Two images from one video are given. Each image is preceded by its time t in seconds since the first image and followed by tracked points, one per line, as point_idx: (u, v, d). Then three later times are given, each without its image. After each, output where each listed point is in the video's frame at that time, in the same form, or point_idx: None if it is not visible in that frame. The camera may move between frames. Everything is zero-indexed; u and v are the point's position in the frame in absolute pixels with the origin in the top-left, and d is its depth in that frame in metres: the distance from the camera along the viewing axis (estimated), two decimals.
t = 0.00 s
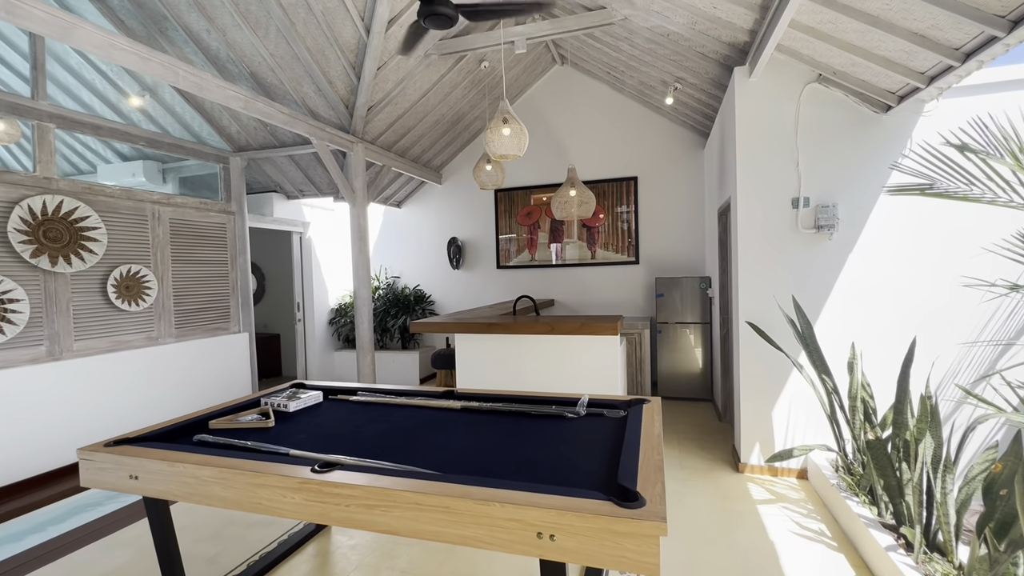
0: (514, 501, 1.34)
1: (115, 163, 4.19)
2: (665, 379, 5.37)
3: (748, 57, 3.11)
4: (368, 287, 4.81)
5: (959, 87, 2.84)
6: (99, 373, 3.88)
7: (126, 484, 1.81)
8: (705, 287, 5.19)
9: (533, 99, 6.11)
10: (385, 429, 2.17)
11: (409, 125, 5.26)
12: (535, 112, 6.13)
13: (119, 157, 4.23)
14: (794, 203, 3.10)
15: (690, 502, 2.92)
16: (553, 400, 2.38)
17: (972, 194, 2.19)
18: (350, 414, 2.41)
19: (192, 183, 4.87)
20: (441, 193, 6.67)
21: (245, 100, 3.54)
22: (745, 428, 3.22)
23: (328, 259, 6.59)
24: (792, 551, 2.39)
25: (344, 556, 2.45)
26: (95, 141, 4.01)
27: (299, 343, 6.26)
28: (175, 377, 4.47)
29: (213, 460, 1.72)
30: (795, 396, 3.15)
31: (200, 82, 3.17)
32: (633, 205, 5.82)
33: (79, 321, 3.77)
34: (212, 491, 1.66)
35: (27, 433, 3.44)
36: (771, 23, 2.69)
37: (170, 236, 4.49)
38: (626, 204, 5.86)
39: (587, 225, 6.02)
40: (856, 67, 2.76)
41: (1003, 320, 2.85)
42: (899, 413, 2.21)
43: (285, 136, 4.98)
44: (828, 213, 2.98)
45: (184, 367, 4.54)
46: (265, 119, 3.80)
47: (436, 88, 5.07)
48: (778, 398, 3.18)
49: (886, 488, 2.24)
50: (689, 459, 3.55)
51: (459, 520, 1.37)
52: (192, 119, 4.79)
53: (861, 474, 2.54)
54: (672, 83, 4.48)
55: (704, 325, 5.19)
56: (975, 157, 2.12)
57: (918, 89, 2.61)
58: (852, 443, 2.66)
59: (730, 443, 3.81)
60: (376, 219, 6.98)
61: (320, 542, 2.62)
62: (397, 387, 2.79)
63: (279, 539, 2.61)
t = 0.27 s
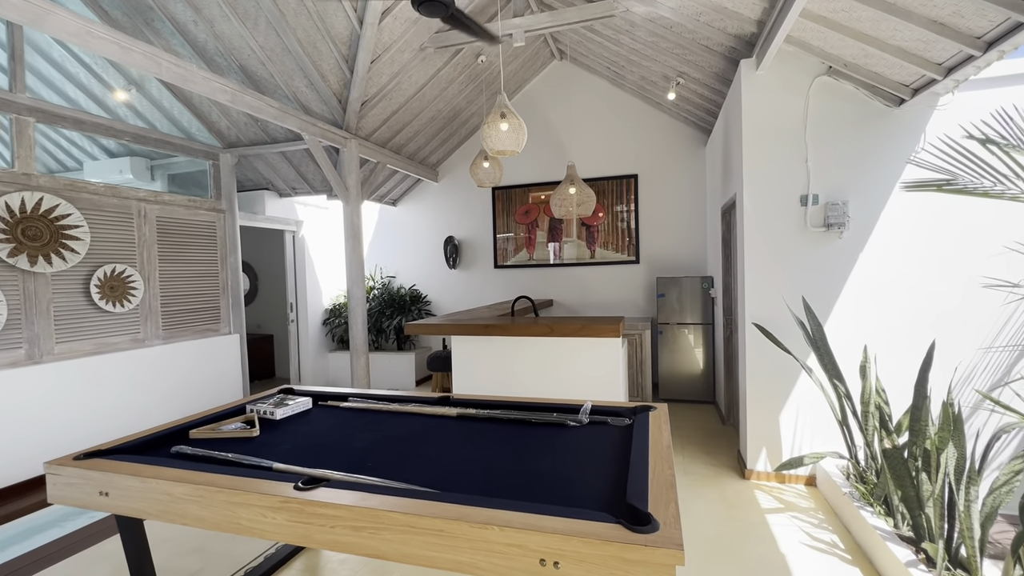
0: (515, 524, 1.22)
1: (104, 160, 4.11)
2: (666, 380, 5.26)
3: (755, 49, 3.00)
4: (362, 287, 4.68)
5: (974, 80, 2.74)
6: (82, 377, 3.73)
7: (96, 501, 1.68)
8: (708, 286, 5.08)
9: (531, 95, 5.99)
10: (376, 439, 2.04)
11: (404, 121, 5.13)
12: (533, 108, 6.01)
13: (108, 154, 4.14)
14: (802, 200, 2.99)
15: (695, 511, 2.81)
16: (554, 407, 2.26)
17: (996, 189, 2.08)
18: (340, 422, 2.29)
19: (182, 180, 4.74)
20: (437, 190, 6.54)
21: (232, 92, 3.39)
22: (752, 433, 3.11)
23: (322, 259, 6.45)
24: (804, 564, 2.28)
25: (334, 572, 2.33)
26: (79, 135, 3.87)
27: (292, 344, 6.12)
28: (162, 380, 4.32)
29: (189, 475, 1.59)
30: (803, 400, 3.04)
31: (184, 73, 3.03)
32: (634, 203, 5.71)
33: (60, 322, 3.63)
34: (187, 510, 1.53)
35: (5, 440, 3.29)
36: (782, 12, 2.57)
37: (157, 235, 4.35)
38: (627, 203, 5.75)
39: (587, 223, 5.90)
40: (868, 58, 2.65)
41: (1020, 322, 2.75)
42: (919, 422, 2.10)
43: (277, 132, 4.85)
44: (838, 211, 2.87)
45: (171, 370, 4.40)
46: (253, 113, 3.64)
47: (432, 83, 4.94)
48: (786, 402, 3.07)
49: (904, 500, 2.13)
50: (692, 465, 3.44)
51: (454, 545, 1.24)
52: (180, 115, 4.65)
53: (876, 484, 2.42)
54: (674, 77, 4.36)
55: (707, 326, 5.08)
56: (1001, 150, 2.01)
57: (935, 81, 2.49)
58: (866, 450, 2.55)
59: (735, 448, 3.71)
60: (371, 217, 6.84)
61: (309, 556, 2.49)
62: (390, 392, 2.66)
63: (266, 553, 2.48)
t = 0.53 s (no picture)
0: (511, 551, 1.09)
1: (88, 156, 3.97)
2: (667, 381, 5.14)
3: (762, 38, 2.88)
4: (355, 286, 4.54)
5: (991, 70, 2.63)
6: (62, 380, 3.59)
7: (56, 519, 1.55)
8: (710, 285, 4.96)
9: (529, 90, 5.87)
10: (364, 449, 1.91)
11: (399, 116, 5.00)
12: (531, 103, 5.88)
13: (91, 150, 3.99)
14: (811, 195, 2.87)
15: (700, 520, 2.69)
16: (554, 413, 2.13)
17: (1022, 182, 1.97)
18: (326, 429, 2.16)
19: (170, 176, 4.60)
20: (433, 188, 6.41)
21: (217, 84, 3.24)
22: (758, 437, 3.00)
23: (315, 257, 6.32)
24: None
25: None
26: (60, 130, 3.75)
27: (285, 345, 5.98)
28: (148, 383, 4.19)
29: (156, 492, 1.46)
30: (811, 404, 2.92)
31: (165, 63, 2.88)
32: (634, 200, 5.59)
33: (39, 324, 3.48)
34: (152, 530, 1.40)
35: None
36: None
37: (142, 232, 4.21)
38: (626, 200, 5.63)
39: (586, 221, 5.78)
40: (881, 47, 2.53)
41: None
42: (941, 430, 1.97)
43: (267, 127, 4.72)
44: (849, 207, 2.76)
45: (157, 372, 4.26)
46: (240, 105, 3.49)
47: (426, 77, 4.80)
48: (794, 406, 2.96)
49: (924, 512, 2.01)
50: (696, 470, 3.32)
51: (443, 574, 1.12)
52: (167, 109, 4.51)
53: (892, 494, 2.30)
54: (676, 70, 4.24)
55: (709, 326, 4.95)
56: None
57: (953, 70, 2.37)
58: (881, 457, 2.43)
59: (739, 453, 3.59)
60: (366, 215, 6.71)
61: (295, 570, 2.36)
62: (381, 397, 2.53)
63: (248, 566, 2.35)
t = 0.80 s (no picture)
0: None
1: (73, 152, 3.83)
2: (668, 383, 5.02)
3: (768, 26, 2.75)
4: (347, 286, 4.41)
5: (1009, 58, 2.51)
6: (40, 384, 3.45)
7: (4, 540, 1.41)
8: (712, 284, 4.84)
9: (526, 85, 5.74)
10: (346, 460, 1.78)
11: (393, 110, 4.87)
12: (528, 98, 5.76)
13: (77, 145, 3.86)
14: (819, 190, 2.75)
15: (704, 530, 2.57)
16: (550, 421, 2.00)
17: None
18: (308, 438, 2.03)
19: (157, 173, 4.47)
20: (429, 185, 6.28)
21: (199, 74, 3.10)
22: (764, 443, 2.88)
23: (308, 256, 6.19)
24: None
25: None
26: (45, 126, 3.62)
27: (277, 346, 5.85)
28: (132, 387, 4.05)
29: (111, 512, 1.33)
30: (819, 409, 2.81)
31: (142, 51, 2.74)
32: (633, 198, 5.47)
33: (15, 325, 3.34)
34: (106, 554, 1.27)
35: None
36: None
37: (126, 230, 4.07)
38: (626, 197, 5.50)
39: (584, 219, 5.65)
40: (894, 33, 2.41)
41: None
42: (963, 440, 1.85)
43: (256, 121, 4.61)
44: (859, 201, 2.64)
45: (142, 374, 4.12)
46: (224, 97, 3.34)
47: (420, 70, 4.67)
48: (801, 410, 2.84)
49: (945, 526, 1.88)
50: (699, 477, 3.20)
51: None
52: (153, 103, 4.37)
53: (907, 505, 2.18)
54: (677, 63, 4.12)
55: (710, 326, 4.83)
56: None
57: (972, 57, 2.25)
58: (894, 465, 2.31)
59: (743, 457, 3.47)
60: (360, 213, 6.57)
61: None
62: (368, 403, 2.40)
63: None
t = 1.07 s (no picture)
0: None
1: (58, 149, 3.74)
2: (669, 385, 4.89)
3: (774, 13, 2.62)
4: (339, 286, 4.28)
5: None
6: (19, 388, 3.32)
7: None
8: (714, 284, 4.71)
9: (524, 81, 5.61)
10: (324, 474, 1.65)
11: (386, 106, 4.74)
12: (526, 94, 5.63)
13: (61, 142, 3.76)
14: (829, 185, 2.62)
15: (708, 544, 2.44)
16: (544, 432, 1.87)
17: None
18: (286, 449, 1.90)
19: (144, 171, 4.36)
20: (424, 183, 6.15)
21: (180, 66, 2.95)
22: (770, 450, 2.76)
23: (301, 256, 6.06)
24: None
25: None
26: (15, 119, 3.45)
27: (269, 347, 5.73)
28: (118, 391, 3.92)
29: (58, 540, 1.20)
30: (828, 415, 2.68)
31: (118, 41, 2.60)
32: (634, 195, 5.34)
33: None
34: None
35: None
36: None
37: (110, 229, 3.95)
38: (626, 195, 5.37)
39: (583, 217, 5.52)
40: (910, 20, 2.27)
41: None
42: (988, 452, 1.71)
43: (245, 117, 4.49)
44: (871, 197, 2.51)
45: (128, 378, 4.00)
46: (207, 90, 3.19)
47: (414, 64, 4.54)
48: (809, 417, 2.71)
49: (970, 546, 1.75)
50: (702, 485, 3.07)
51: None
52: (139, 99, 4.25)
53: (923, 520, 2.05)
54: (679, 55, 3.98)
55: (713, 327, 4.71)
56: None
57: (994, 43, 2.11)
58: (910, 477, 2.18)
59: (747, 464, 3.34)
60: (355, 212, 6.45)
61: None
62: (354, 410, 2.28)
63: None
